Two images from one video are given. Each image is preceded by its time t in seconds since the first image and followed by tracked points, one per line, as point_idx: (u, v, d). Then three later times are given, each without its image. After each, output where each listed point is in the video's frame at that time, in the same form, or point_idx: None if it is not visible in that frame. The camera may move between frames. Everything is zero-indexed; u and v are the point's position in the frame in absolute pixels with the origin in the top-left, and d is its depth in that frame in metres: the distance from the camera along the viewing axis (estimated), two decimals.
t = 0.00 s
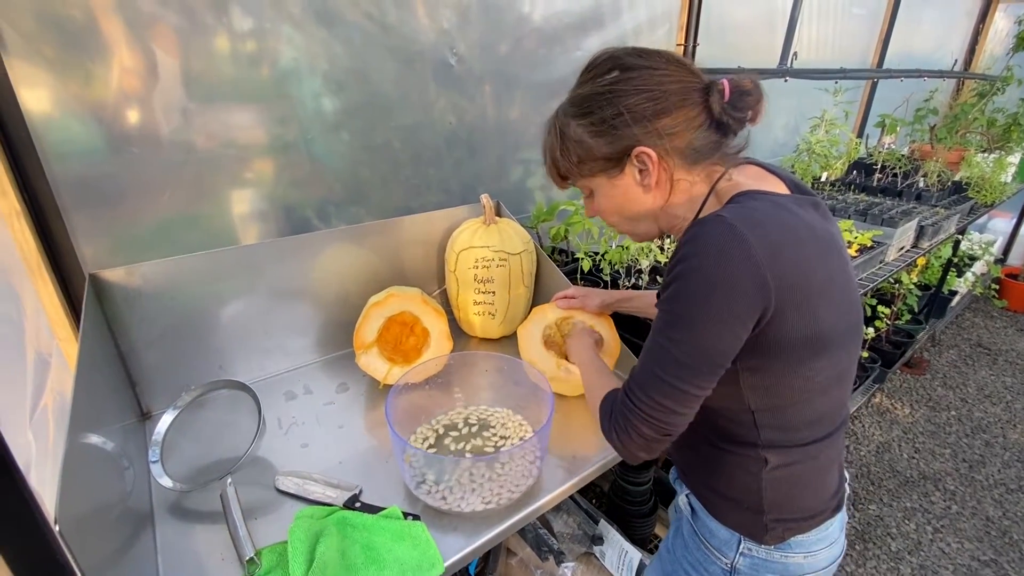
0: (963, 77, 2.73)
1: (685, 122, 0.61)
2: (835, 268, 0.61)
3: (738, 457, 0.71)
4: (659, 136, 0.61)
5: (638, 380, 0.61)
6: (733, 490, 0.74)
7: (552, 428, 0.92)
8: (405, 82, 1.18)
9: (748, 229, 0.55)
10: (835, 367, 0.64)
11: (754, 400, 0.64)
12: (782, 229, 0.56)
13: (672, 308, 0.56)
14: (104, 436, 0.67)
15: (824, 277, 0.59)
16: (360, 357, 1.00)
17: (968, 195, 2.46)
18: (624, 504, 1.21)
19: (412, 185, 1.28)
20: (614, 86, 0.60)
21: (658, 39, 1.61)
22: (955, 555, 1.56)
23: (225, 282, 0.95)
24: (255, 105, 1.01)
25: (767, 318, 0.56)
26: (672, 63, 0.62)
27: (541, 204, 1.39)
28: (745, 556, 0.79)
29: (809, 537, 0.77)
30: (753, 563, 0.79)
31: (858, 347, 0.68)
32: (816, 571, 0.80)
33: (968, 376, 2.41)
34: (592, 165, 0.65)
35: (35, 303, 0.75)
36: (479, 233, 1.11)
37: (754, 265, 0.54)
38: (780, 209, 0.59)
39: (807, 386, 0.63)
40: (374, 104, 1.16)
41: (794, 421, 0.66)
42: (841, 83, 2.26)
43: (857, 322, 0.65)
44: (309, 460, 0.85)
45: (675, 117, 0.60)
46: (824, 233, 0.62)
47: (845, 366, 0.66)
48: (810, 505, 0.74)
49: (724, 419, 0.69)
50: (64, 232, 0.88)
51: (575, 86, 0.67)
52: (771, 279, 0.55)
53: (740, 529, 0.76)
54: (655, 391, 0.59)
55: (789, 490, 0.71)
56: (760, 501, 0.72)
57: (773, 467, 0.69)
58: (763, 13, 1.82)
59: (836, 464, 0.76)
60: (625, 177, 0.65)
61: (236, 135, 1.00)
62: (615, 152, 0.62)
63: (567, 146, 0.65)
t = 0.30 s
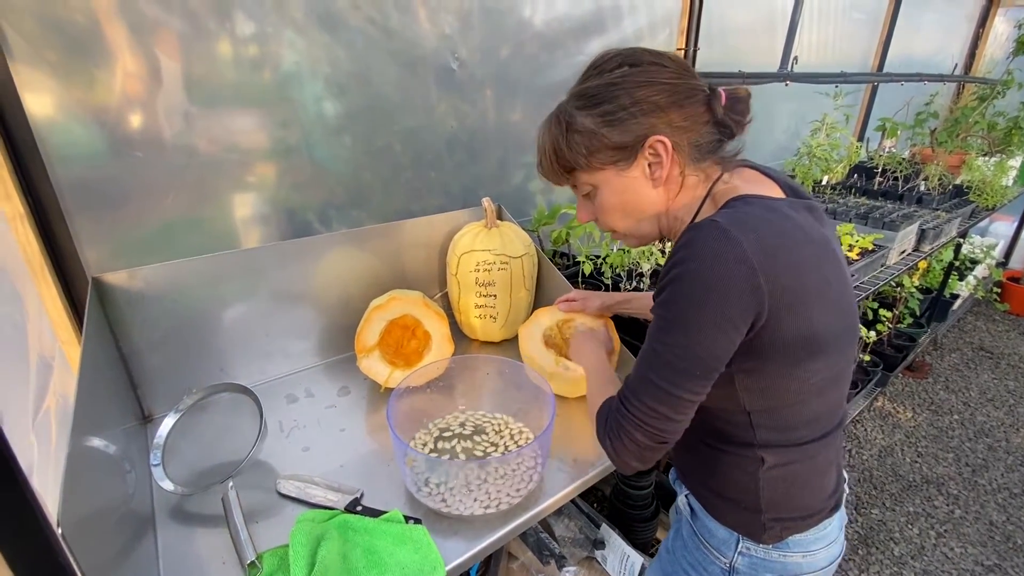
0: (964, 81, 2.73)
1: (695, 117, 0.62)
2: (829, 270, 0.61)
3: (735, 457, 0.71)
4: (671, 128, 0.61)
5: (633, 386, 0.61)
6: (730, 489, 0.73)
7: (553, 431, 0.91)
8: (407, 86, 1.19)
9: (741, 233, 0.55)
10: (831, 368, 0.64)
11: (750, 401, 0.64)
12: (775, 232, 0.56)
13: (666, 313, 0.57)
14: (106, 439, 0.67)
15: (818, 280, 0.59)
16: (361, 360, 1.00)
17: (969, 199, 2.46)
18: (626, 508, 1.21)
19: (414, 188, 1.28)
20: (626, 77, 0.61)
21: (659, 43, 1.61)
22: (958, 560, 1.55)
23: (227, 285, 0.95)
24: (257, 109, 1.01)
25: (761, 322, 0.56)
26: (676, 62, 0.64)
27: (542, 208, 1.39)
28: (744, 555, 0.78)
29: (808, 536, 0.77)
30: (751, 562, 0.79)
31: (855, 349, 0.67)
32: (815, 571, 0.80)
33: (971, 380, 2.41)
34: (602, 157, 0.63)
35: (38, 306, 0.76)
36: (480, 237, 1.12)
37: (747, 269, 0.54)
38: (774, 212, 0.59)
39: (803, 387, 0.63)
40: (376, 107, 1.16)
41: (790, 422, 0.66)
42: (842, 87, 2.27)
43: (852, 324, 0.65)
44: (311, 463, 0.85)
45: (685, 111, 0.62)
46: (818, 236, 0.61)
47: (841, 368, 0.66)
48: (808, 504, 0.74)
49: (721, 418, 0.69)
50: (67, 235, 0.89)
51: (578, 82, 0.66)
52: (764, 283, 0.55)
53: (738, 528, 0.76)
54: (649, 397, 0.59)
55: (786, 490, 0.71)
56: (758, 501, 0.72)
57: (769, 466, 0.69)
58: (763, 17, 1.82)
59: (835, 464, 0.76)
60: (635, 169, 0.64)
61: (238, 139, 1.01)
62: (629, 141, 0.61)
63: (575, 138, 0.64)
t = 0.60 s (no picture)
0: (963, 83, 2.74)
1: (690, 121, 0.62)
2: (824, 269, 0.61)
3: (732, 456, 0.71)
4: (668, 132, 0.61)
5: (632, 384, 0.61)
6: (728, 489, 0.73)
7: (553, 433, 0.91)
8: (407, 89, 1.19)
9: (737, 233, 0.55)
10: (828, 368, 0.64)
11: (746, 400, 0.64)
12: (770, 233, 0.56)
13: (665, 312, 0.57)
14: (107, 442, 0.67)
15: (814, 279, 0.59)
16: (362, 363, 1.00)
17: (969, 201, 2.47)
18: (626, 511, 1.21)
19: (414, 191, 1.28)
20: (622, 82, 0.61)
21: (659, 46, 1.62)
22: (959, 562, 1.55)
23: (228, 288, 0.95)
24: (258, 112, 1.02)
25: (757, 322, 0.56)
26: (672, 67, 0.64)
27: (543, 210, 1.39)
28: (743, 556, 0.78)
29: (806, 537, 0.77)
30: (750, 563, 0.78)
31: (852, 349, 0.67)
32: (813, 572, 0.80)
33: (971, 382, 2.40)
34: (600, 161, 0.63)
35: (39, 309, 0.76)
36: (480, 239, 1.12)
37: (743, 269, 0.54)
38: (770, 213, 0.59)
39: (800, 387, 0.63)
40: (376, 111, 1.16)
41: (787, 421, 0.66)
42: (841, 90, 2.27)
43: (849, 325, 0.65)
44: (311, 466, 0.85)
45: (680, 115, 0.62)
46: (814, 237, 0.61)
47: (838, 369, 0.65)
48: (806, 505, 0.74)
49: (718, 417, 0.69)
50: (68, 238, 0.89)
51: (575, 87, 0.66)
52: (760, 282, 0.55)
53: (737, 529, 0.76)
54: (648, 395, 0.59)
55: (784, 489, 0.71)
56: (756, 501, 0.72)
57: (766, 466, 0.69)
58: (763, 20, 1.83)
59: (832, 464, 0.76)
60: (632, 173, 0.64)
61: (238, 142, 1.01)
62: (625, 145, 0.61)
63: (572, 143, 0.64)
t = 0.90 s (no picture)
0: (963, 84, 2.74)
1: (699, 117, 0.63)
2: (831, 268, 0.61)
3: (737, 457, 0.70)
4: (677, 128, 0.62)
5: (633, 377, 0.61)
6: (732, 491, 0.73)
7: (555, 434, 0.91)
8: (407, 90, 1.19)
9: (747, 229, 0.55)
10: (833, 367, 0.64)
11: (751, 399, 0.64)
12: (780, 230, 0.57)
13: (671, 306, 0.56)
14: (108, 444, 0.67)
15: (821, 278, 0.59)
16: (364, 364, 1.00)
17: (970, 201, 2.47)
18: (628, 512, 1.21)
19: (415, 192, 1.28)
20: (633, 77, 0.61)
21: (659, 47, 1.62)
22: (962, 563, 1.55)
23: (229, 289, 0.95)
24: (258, 113, 1.02)
25: (766, 319, 0.56)
26: (681, 64, 0.65)
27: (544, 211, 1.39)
28: (746, 557, 0.78)
29: (810, 538, 0.77)
30: (754, 565, 0.78)
31: (856, 348, 0.67)
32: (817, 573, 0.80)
33: (973, 382, 2.40)
34: (608, 155, 0.63)
35: (41, 310, 0.76)
36: (482, 240, 1.12)
37: (753, 265, 0.54)
38: (779, 211, 0.59)
39: (805, 387, 0.63)
40: (376, 111, 1.16)
41: (792, 421, 0.66)
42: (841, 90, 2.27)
43: (854, 324, 0.65)
44: (312, 467, 0.85)
45: (690, 111, 0.62)
46: (820, 236, 0.62)
47: (843, 369, 0.66)
48: (810, 506, 0.74)
49: (722, 418, 0.69)
50: (69, 239, 0.89)
51: (584, 82, 0.66)
52: (768, 279, 0.55)
53: (741, 530, 0.76)
54: (650, 388, 0.59)
55: (788, 490, 0.71)
56: (760, 502, 0.72)
57: (771, 467, 0.68)
58: (763, 21, 1.83)
59: (835, 464, 0.76)
60: (640, 168, 0.64)
61: (239, 143, 1.01)
62: (634, 139, 0.61)
63: (581, 136, 0.64)
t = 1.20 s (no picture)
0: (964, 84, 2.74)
1: (695, 117, 0.62)
2: (835, 266, 0.62)
3: (740, 458, 0.70)
4: (670, 128, 0.61)
5: (644, 387, 0.56)
6: (735, 493, 0.73)
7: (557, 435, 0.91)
8: (408, 91, 1.19)
9: (753, 223, 0.56)
10: (837, 366, 0.64)
11: (756, 398, 0.63)
12: (785, 224, 0.57)
13: (681, 302, 0.54)
14: (111, 444, 0.67)
15: (826, 274, 0.59)
16: (365, 364, 1.00)
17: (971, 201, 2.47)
18: (630, 512, 1.21)
19: (416, 192, 1.28)
20: (628, 79, 0.61)
21: (660, 47, 1.62)
22: (964, 563, 1.55)
23: (231, 289, 0.95)
24: (259, 114, 1.02)
25: (773, 313, 0.56)
26: (681, 64, 0.64)
27: (545, 211, 1.39)
28: (749, 560, 0.78)
29: (813, 540, 0.77)
30: (756, 567, 0.78)
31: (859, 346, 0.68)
32: None
33: (974, 382, 2.40)
34: (603, 156, 0.64)
35: (44, 311, 0.76)
36: (483, 240, 1.12)
37: (760, 258, 0.54)
38: (784, 208, 0.60)
39: (810, 385, 0.63)
40: (377, 112, 1.17)
41: (796, 421, 0.66)
42: (842, 90, 2.27)
43: (857, 323, 0.65)
44: (314, 467, 0.85)
45: (684, 112, 0.61)
46: (823, 234, 0.62)
47: (847, 367, 0.66)
48: (813, 508, 0.74)
49: (725, 419, 0.69)
50: (72, 240, 0.89)
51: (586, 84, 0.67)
52: (775, 272, 0.55)
53: (744, 533, 0.76)
54: (668, 393, 0.54)
55: (792, 492, 0.71)
56: (763, 504, 0.72)
57: (775, 468, 0.68)
58: (764, 21, 1.83)
59: (838, 466, 0.76)
60: (634, 168, 0.65)
61: (240, 143, 1.01)
62: (627, 141, 0.62)
63: (578, 137, 0.65)
